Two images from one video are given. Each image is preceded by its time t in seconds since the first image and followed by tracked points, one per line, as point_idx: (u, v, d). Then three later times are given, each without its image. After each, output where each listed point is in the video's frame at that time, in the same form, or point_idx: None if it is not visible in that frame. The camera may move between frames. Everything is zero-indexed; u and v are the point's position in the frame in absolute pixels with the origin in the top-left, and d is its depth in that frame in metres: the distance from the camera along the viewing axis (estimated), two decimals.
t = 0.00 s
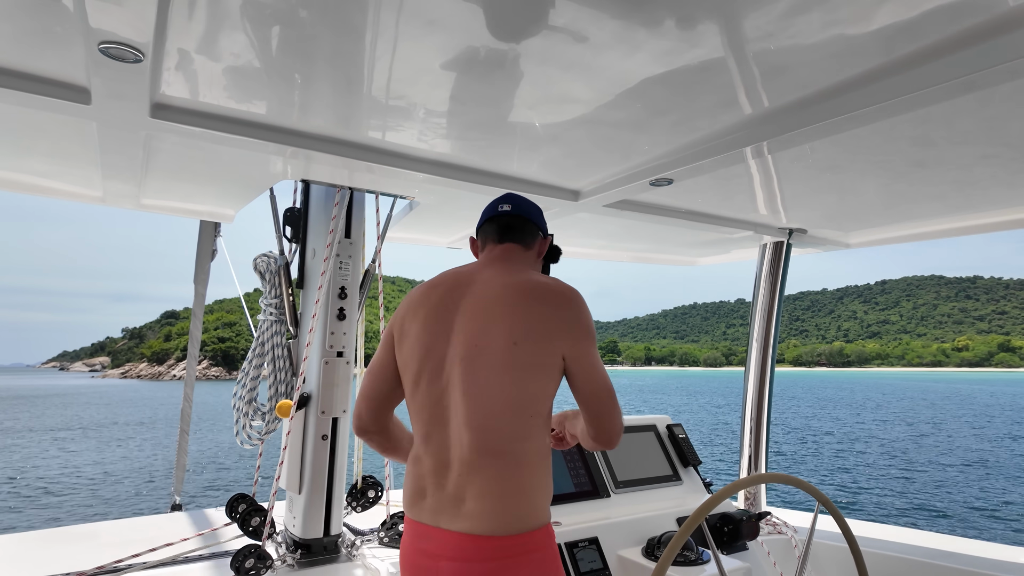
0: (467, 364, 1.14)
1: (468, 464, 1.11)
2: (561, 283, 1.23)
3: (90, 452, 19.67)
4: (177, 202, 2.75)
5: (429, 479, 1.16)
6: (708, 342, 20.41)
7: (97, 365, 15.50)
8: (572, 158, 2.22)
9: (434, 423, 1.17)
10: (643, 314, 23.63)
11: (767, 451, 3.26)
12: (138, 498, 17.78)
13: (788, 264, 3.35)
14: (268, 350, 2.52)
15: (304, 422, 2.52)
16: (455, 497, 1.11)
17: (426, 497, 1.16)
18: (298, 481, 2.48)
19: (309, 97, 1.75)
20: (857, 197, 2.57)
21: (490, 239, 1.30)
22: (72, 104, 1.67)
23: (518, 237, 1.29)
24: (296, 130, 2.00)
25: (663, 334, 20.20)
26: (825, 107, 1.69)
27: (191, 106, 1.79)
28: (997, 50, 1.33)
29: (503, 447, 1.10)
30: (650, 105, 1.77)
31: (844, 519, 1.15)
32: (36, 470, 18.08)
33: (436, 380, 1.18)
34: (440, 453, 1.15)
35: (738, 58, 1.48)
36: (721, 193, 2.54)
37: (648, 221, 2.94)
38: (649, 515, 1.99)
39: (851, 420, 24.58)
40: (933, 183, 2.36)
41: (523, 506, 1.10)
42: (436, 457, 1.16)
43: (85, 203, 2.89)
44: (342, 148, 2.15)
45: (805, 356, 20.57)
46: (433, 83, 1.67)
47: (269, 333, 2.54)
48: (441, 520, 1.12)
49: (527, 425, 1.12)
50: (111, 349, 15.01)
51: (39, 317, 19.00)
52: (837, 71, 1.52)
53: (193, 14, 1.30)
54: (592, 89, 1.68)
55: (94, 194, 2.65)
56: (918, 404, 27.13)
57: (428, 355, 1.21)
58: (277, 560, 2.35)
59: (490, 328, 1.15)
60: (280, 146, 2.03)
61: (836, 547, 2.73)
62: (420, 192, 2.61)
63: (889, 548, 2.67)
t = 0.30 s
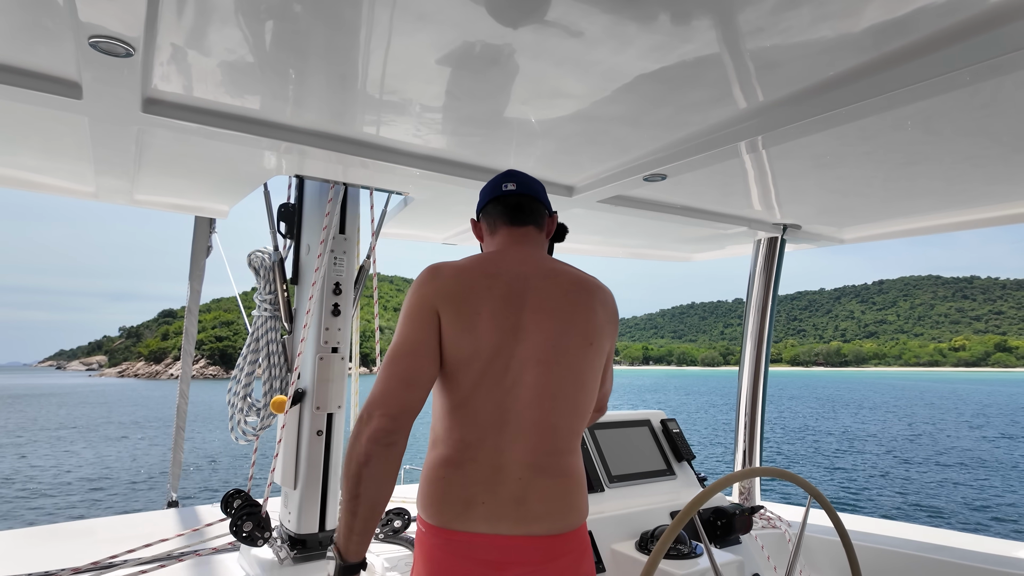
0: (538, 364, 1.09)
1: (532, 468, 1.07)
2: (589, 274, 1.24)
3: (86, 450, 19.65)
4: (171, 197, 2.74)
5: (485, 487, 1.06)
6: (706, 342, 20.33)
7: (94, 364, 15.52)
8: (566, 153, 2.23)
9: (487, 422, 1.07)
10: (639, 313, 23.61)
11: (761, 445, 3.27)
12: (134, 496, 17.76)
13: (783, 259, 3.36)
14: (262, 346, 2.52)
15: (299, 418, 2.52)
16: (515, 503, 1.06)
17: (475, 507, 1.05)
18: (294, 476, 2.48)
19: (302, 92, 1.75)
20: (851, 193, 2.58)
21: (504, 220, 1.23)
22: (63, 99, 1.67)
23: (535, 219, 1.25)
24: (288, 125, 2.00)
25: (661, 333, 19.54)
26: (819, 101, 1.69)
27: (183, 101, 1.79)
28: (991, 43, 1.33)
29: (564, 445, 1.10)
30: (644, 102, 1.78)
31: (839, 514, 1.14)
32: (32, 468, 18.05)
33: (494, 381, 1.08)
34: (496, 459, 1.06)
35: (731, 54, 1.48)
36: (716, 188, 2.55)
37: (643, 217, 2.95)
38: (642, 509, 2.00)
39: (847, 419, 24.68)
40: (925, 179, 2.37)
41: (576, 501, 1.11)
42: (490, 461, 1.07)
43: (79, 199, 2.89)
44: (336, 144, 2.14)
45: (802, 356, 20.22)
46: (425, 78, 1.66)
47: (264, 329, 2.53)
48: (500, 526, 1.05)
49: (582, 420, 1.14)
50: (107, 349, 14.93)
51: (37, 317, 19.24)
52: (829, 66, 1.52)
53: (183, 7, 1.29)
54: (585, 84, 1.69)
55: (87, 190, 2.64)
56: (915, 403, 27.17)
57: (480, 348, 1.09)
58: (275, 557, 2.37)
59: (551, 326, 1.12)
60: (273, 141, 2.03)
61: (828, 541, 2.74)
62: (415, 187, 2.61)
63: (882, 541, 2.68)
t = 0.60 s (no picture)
0: (505, 361, 1.06)
1: (503, 468, 1.05)
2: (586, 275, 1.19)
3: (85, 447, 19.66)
4: (170, 193, 2.75)
5: (455, 483, 1.06)
6: (705, 342, 20.25)
7: (93, 361, 15.59)
8: (566, 149, 2.23)
9: (460, 420, 1.08)
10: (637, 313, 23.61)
11: (759, 441, 3.28)
12: (132, 493, 17.78)
13: (782, 256, 3.37)
14: (261, 342, 2.51)
15: (298, 413, 2.52)
16: (488, 497, 1.04)
17: (451, 498, 1.07)
18: (293, 472, 2.49)
19: (300, 87, 1.75)
20: (850, 189, 2.59)
21: (501, 215, 1.22)
22: (62, 94, 1.67)
23: (533, 215, 1.22)
24: (287, 121, 2.00)
25: (660, 333, 20.32)
26: (818, 98, 1.69)
27: (182, 96, 1.79)
28: (987, 40, 1.33)
29: (541, 443, 1.05)
30: (643, 98, 1.78)
31: (838, 511, 1.14)
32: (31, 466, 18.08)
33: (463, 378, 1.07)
34: (468, 458, 1.06)
35: (730, 50, 1.48)
36: (715, 185, 2.55)
37: (643, 213, 2.95)
38: (641, 504, 2.01)
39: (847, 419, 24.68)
40: (923, 175, 2.37)
41: (556, 508, 1.07)
42: (461, 458, 1.07)
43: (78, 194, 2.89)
44: (334, 139, 2.14)
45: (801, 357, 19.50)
46: (424, 74, 1.67)
47: (263, 326, 2.53)
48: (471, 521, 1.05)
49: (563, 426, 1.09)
50: (106, 346, 14.91)
51: (37, 314, 19.43)
52: (828, 63, 1.53)
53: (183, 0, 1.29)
54: (584, 81, 1.69)
55: (85, 185, 2.64)
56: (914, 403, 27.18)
57: (452, 346, 1.09)
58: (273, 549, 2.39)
59: (522, 321, 1.08)
60: (272, 136, 2.03)
61: (826, 537, 2.75)
62: (414, 183, 2.61)
63: (880, 537, 2.69)
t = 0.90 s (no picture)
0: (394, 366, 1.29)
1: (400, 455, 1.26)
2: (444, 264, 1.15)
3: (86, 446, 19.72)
4: (173, 191, 2.76)
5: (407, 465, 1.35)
6: (706, 342, 19.69)
7: (95, 361, 15.62)
8: (566, 147, 2.23)
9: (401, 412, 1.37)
10: (638, 313, 23.59)
11: (760, 438, 3.28)
12: (134, 492, 17.84)
13: (782, 254, 3.37)
14: (264, 341, 2.53)
15: (300, 411, 2.52)
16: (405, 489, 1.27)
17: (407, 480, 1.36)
18: (296, 470, 2.49)
19: (302, 85, 1.75)
20: (852, 187, 2.59)
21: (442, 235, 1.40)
22: (65, 92, 1.67)
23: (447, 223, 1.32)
24: (288, 119, 2.00)
25: (661, 333, 20.74)
26: (822, 94, 1.69)
27: (185, 94, 1.79)
28: (989, 38, 1.33)
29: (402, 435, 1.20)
30: (643, 96, 1.78)
31: (839, 504, 1.14)
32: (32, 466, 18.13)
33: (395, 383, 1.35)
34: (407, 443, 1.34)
35: (733, 46, 1.47)
36: (716, 183, 2.55)
37: (644, 211, 2.96)
38: (642, 501, 2.00)
39: (849, 419, 24.60)
40: (925, 173, 2.37)
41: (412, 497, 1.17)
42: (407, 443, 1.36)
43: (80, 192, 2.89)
44: (335, 137, 2.15)
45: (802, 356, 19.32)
46: (425, 71, 1.66)
47: (265, 324, 2.54)
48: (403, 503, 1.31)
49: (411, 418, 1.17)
50: (109, 346, 14.94)
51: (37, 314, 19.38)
52: (832, 59, 1.52)
53: None
54: (587, 78, 1.69)
55: (87, 183, 2.64)
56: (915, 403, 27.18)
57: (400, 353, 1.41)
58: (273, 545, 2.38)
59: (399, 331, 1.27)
60: (273, 134, 2.03)
61: (826, 534, 2.75)
62: (414, 181, 2.61)
63: (881, 534, 2.69)
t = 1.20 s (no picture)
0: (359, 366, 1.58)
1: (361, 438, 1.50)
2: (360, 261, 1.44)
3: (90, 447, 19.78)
4: (177, 193, 2.77)
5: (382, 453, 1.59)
6: (709, 341, 20.23)
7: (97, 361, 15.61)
8: (569, 149, 2.23)
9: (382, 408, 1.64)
10: (642, 312, 23.59)
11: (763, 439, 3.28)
12: (138, 492, 17.89)
13: (786, 254, 3.36)
14: (268, 341, 2.54)
15: (305, 412, 2.53)
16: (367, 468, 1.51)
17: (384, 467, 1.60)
18: (301, 471, 2.51)
19: (307, 88, 1.76)
20: (854, 188, 2.59)
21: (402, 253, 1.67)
22: (73, 96, 1.69)
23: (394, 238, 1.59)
24: (292, 122, 2.01)
25: (665, 332, 20.82)
26: (825, 97, 1.69)
27: (191, 97, 1.81)
28: (992, 40, 1.33)
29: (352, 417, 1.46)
30: (646, 98, 1.79)
31: (841, 503, 1.15)
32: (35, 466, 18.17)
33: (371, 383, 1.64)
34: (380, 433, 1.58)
35: (735, 48, 1.48)
36: (719, 184, 2.56)
37: (647, 212, 2.96)
38: (647, 502, 2.01)
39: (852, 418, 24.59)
40: (928, 173, 2.37)
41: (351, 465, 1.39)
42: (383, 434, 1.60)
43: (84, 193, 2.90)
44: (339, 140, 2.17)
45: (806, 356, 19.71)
46: (429, 74, 1.67)
47: (269, 325, 2.55)
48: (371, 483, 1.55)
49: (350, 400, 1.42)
50: (111, 345, 14.96)
51: (33, 313, 18.41)
52: (835, 62, 1.53)
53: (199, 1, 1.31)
54: (589, 82, 1.70)
55: (92, 185, 2.66)
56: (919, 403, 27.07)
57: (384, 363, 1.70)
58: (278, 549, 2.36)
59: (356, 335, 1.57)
60: (277, 136, 2.04)
61: (830, 535, 2.75)
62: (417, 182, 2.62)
63: (884, 534, 2.69)
